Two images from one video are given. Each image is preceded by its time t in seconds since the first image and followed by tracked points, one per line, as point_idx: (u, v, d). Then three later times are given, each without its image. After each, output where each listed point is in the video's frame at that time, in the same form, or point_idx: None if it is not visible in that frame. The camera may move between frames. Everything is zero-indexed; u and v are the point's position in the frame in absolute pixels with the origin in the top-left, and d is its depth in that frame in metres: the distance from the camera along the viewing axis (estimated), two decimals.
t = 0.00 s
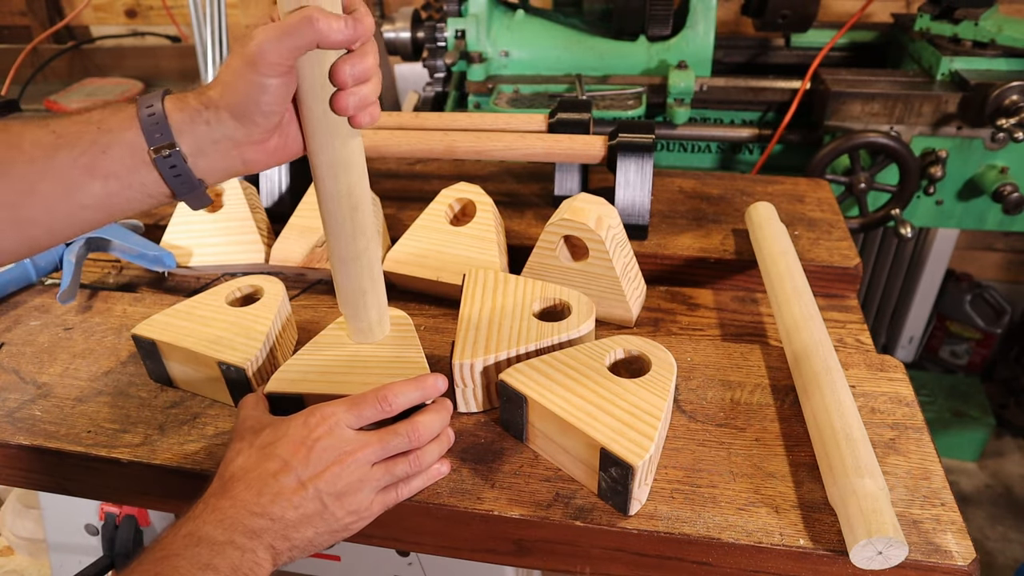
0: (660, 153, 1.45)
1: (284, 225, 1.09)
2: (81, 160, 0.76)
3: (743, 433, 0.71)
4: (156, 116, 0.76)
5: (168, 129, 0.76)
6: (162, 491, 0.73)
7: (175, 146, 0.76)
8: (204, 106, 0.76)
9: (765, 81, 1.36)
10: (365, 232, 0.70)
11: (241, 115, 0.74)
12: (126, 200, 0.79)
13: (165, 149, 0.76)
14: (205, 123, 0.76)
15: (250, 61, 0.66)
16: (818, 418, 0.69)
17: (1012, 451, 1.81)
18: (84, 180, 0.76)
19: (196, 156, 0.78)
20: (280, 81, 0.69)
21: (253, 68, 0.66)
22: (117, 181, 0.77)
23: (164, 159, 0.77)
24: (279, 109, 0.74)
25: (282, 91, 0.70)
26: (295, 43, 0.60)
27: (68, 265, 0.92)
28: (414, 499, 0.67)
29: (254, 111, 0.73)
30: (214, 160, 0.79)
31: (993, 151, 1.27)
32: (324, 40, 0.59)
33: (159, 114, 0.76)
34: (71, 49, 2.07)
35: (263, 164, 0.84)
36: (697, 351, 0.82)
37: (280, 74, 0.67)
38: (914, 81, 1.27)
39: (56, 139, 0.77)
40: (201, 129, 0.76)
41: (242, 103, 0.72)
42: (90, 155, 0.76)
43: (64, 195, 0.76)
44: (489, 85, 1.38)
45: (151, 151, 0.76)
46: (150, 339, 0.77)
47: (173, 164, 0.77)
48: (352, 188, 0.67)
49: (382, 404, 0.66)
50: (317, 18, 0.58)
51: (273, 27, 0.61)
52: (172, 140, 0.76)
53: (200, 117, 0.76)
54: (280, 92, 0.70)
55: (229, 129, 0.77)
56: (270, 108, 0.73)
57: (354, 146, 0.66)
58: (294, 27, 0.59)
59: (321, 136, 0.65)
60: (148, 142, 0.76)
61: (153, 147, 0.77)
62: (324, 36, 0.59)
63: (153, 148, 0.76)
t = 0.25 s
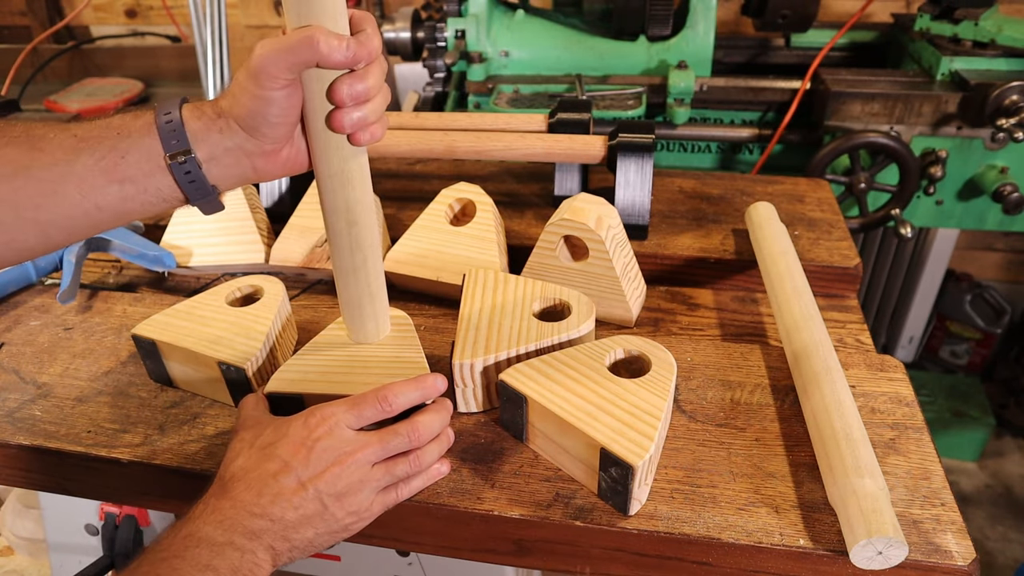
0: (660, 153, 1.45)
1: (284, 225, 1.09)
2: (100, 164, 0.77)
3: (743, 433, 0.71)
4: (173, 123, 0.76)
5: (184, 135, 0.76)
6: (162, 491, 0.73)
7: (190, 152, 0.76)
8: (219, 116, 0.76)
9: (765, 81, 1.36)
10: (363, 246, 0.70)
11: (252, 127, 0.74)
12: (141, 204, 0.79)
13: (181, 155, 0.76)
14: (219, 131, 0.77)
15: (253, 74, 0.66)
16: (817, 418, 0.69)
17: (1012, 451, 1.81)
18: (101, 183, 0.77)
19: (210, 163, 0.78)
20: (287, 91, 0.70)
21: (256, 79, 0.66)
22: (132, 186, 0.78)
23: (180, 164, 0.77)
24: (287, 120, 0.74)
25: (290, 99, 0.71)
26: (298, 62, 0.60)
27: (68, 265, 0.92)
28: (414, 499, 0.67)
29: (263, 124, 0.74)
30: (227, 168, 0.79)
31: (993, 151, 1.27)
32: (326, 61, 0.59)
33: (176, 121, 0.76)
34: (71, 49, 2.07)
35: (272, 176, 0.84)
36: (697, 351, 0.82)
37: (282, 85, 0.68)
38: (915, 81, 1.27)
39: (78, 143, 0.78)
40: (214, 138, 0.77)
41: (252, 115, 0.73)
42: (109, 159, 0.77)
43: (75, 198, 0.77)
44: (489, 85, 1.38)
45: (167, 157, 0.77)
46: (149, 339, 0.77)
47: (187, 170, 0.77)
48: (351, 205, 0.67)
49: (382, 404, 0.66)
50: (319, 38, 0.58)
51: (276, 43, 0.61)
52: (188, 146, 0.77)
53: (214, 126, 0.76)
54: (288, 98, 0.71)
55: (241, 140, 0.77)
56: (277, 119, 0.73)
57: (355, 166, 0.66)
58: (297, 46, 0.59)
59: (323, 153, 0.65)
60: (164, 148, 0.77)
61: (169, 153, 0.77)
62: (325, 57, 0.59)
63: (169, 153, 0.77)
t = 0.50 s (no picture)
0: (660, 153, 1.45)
1: (284, 225, 1.09)
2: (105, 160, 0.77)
3: (743, 433, 0.71)
4: (178, 119, 0.77)
5: (188, 132, 0.76)
6: (162, 491, 0.73)
7: (194, 149, 0.77)
8: (220, 114, 0.76)
9: (766, 82, 1.37)
10: (360, 248, 0.70)
11: (251, 127, 0.74)
12: (143, 202, 0.79)
13: (185, 153, 0.77)
14: (219, 130, 0.77)
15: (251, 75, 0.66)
16: (817, 418, 0.69)
17: (1012, 451, 1.81)
18: (107, 178, 0.77)
19: (213, 161, 0.79)
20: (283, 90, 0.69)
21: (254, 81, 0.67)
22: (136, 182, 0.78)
23: (184, 161, 0.77)
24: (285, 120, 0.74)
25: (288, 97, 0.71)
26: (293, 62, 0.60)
27: (68, 265, 0.92)
28: (414, 499, 0.67)
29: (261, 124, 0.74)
30: (229, 166, 0.80)
31: (993, 151, 1.27)
32: (318, 64, 0.59)
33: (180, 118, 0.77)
34: (71, 49, 2.07)
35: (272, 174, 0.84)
36: (697, 351, 0.82)
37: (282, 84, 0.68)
38: (914, 81, 1.27)
39: (83, 138, 0.79)
40: (217, 136, 0.77)
41: (251, 116, 0.73)
42: (114, 155, 0.77)
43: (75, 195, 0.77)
44: (489, 85, 1.38)
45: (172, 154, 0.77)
46: (149, 340, 0.77)
47: (191, 167, 0.78)
48: (348, 208, 0.67)
49: (383, 404, 0.66)
50: (311, 41, 0.58)
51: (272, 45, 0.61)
52: (191, 142, 0.77)
53: (216, 125, 0.76)
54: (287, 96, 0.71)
55: (240, 139, 0.77)
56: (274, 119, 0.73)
57: (352, 169, 0.66)
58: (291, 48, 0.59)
59: (321, 153, 0.65)
60: (169, 145, 0.77)
61: (173, 150, 0.77)
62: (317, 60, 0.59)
63: (174, 150, 0.77)
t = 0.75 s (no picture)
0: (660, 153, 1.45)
1: (284, 225, 1.09)
2: (79, 157, 0.76)
3: (743, 433, 0.71)
4: (151, 113, 0.76)
5: (163, 126, 0.76)
6: (163, 491, 0.73)
7: (170, 143, 0.77)
8: (194, 104, 0.77)
9: (766, 82, 1.37)
10: (359, 249, 0.70)
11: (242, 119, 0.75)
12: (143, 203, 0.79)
13: (161, 146, 0.77)
14: (195, 121, 0.77)
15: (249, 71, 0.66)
16: (818, 418, 0.69)
17: (1013, 451, 1.81)
18: (82, 177, 0.77)
19: (190, 153, 0.79)
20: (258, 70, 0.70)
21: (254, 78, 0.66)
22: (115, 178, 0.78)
23: (159, 155, 0.77)
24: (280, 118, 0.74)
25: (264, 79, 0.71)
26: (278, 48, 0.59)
27: (68, 265, 0.92)
28: (414, 499, 0.67)
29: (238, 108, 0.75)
30: (207, 157, 0.80)
31: (993, 151, 1.27)
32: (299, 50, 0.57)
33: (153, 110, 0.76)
34: (71, 49, 2.07)
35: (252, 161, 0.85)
36: (697, 352, 0.82)
37: (262, 66, 0.69)
38: (915, 81, 1.27)
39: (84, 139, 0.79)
40: (192, 127, 0.77)
41: (231, 101, 0.74)
42: (87, 153, 0.76)
43: (71, 194, 0.77)
44: (489, 85, 1.38)
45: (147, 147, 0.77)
46: (149, 340, 0.77)
47: (167, 161, 0.78)
48: (347, 208, 0.68)
49: (384, 405, 0.66)
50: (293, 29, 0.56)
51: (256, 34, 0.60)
52: (167, 136, 0.77)
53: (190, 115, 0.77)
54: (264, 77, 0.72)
55: (217, 128, 0.78)
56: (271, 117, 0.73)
57: (350, 170, 0.66)
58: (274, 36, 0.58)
59: (321, 155, 0.65)
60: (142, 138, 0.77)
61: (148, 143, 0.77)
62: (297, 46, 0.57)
63: (148, 144, 0.77)
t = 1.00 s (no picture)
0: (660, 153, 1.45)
1: (284, 225, 1.09)
2: (98, 174, 0.76)
3: (743, 433, 0.72)
4: (168, 126, 0.75)
5: (180, 139, 0.75)
6: (163, 491, 0.73)
7: (188, 156, 0.75)
8: (208, 115, 0.74)
9: (766, 82, 1.37)
10: (359, 249, 0.70)
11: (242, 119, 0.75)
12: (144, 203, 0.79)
13: (180, 160, 0.75)
14: (217, 131, 0.74)
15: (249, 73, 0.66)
16: (818, 417, 0.69)
17: (1012, 451, 1.81)
18: (101, 193, 0.76)
19: (208, 163, 0.77)
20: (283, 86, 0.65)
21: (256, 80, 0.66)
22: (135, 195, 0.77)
23: (178, 168, 0.76)
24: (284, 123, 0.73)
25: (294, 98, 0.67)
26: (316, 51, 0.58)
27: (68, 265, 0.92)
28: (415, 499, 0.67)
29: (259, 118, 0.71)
30: (228, 165, 0.78)
31: (993, 151, 1.27)
32: (346, 49, 0.57)
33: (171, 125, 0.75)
34: (72, 49, 2.07)
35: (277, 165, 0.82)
36: (697, 352, 0.82)
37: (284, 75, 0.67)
38: (914, 81, 1.27)
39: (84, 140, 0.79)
40: (207, 138, 0.75)
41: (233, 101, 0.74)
42: (105, 168, 0.76)
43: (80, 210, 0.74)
44: (489, 85, 1.38)
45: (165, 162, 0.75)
46: (149, 340, 0.77)
47: (187, 173, 0.77)
48: (346, 209, 0.68)
49: (385, 403, 0.66)
50: (337, 27, 0.56)
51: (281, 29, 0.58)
52: (184, 149, 0.75)
53: (204, 126, 0.74)
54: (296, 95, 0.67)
55: (236, 137, 0.75)
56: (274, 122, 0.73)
57: (350, 170, 0.66)
58: (315, 32, 0.57)
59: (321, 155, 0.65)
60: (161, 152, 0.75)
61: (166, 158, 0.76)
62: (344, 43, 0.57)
63: (165, 158, 0.75)
